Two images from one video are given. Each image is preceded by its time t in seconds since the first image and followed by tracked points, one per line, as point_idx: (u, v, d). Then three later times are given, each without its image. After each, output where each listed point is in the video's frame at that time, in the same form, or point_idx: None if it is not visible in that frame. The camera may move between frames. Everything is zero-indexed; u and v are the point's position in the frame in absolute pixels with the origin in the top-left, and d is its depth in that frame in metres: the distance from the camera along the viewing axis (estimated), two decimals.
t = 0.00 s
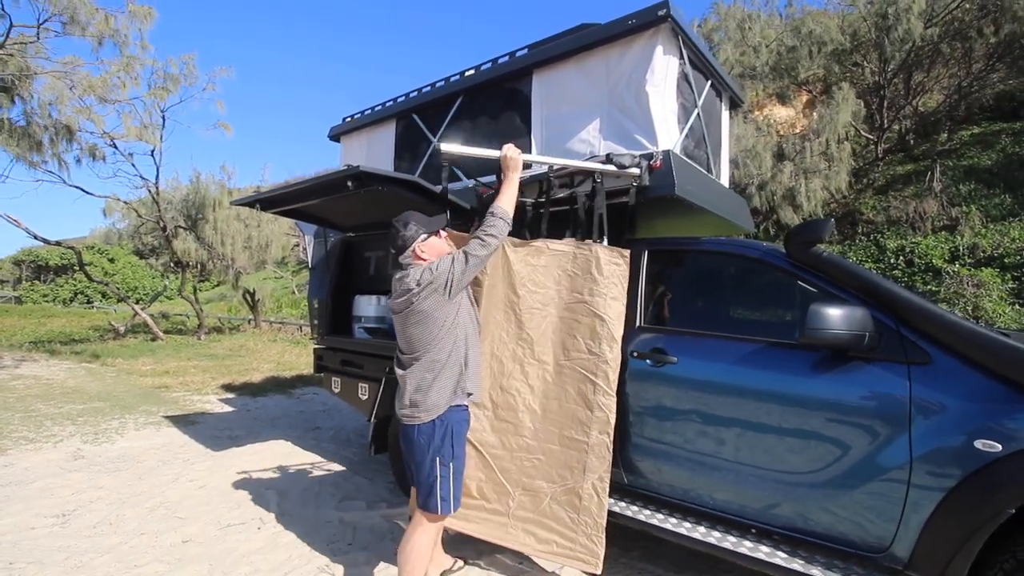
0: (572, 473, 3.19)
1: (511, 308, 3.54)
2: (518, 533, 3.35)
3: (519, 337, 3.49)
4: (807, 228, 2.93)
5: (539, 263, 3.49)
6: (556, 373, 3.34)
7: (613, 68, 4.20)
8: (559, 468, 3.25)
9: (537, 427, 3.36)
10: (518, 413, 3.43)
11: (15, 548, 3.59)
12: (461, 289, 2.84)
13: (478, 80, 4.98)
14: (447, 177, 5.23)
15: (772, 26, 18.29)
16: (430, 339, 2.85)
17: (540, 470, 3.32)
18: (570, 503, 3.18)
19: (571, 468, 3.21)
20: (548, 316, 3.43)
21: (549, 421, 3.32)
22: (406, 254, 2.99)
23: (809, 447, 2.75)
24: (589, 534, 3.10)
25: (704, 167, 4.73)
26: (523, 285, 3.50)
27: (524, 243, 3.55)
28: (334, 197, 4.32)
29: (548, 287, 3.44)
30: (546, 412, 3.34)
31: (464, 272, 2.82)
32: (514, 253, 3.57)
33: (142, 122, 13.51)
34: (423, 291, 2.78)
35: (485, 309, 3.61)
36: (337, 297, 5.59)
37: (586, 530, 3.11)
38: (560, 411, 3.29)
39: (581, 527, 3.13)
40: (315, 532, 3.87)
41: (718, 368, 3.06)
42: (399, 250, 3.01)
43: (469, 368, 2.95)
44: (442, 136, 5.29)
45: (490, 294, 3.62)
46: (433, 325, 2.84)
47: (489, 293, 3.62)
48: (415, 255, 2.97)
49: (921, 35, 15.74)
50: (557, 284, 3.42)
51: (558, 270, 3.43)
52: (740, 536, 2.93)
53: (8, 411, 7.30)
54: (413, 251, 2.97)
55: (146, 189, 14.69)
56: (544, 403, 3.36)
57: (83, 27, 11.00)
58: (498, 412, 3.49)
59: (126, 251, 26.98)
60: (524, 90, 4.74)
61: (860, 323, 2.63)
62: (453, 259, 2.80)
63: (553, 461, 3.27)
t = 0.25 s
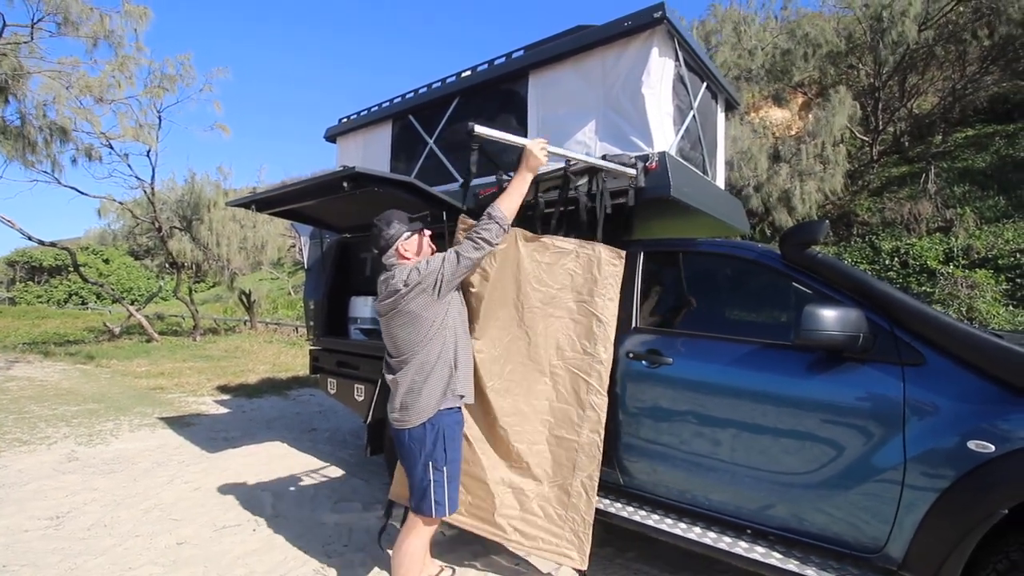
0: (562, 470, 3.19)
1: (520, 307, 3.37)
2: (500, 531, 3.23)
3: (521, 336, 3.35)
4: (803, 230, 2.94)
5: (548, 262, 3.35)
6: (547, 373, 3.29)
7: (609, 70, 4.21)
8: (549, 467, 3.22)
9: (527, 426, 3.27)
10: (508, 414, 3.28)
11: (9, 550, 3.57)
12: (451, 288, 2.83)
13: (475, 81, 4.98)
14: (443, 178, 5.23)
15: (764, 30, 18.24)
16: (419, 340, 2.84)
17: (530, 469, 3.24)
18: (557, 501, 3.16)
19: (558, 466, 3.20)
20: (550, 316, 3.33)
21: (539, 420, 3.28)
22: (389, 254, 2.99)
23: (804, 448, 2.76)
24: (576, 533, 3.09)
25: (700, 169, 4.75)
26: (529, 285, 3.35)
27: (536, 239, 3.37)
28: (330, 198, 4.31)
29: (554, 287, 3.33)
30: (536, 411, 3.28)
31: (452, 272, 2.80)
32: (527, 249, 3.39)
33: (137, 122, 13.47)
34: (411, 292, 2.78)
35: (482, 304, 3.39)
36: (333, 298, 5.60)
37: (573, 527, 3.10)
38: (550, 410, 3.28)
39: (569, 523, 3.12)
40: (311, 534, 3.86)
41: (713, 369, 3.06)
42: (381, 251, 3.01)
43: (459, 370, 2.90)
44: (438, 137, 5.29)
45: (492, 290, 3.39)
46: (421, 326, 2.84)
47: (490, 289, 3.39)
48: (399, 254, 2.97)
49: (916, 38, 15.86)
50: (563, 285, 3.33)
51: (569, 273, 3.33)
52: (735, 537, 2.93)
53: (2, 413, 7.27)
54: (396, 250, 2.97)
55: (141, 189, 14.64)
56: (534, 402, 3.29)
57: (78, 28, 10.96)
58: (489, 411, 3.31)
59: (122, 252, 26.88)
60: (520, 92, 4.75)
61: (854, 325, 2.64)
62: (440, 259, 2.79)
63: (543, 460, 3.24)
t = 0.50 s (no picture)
0: (561, 474, 3.10)
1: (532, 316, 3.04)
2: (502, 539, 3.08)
3: (528, 347, 3.02)
4: (802, 230, 2.93)
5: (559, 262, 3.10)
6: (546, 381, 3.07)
7: (609, 69, 4.21)
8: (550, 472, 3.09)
9: (525, 438, 3.00)
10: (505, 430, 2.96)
11: (8, 547, 3.57)
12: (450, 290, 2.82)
13: (474, 80, 4.98)
14: (443, 177, 5.22)
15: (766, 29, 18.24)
16: (412, 339, 2.84)
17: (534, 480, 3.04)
18: (556, 507, 3.08)
19: (556, 471, 3.10)
20: (554, 321, 3.10)
21: (536, 431, 3.04)
22: (390, 247, 2.99)
23: (802, 448, 2.76)
24: (578, 538, 3.02)
25: (699, 169, 4.75)
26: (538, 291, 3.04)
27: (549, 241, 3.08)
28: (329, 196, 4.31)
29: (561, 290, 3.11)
30: (533, 423, 3.03)
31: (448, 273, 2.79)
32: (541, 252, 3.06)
33: (138, 120, 13.47)
34: (405, 290, 2.80)
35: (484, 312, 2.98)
36: (332, 298, 5.59)
37: (575, 531, 3.04)
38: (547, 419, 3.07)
39: (570, 527, 3.06)
40: (310, 531, 3.86)
41: (712, 370, 3.06)
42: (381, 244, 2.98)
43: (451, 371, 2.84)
44: (437, 136, 5.29)
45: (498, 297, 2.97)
46: (415, 325, 2.84)
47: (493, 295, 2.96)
48: (399, 248, 2.98)
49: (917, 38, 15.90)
50: (569, 287, 3.14)
51: (575, 273, 3.16)
52: (733, 537, 2.93)
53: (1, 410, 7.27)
54: (397, 245, 2.97)
55: (141, 187, 14.63)
56: (531, 414, 3.02)
57: (77, 25, 10.95)
58: (487, 425, 3.01)
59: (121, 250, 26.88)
60: (519, 91, 4.74)
61: (854, 325, 2.63)
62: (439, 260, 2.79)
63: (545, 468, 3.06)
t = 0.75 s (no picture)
0: (583, 476, 3.03)
1: (547, 318, 3.00)
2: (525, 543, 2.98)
3: (550, 345, 3.00)
4: (809, 229, 2.91)
5: (571, 263, 3.08)
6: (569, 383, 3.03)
7: (615, 66, 4.20)
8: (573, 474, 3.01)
9: (550, 441, 2.98)
10: (525, 435, 2.90)
11: (17, 539, 3.59)
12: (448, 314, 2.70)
13: (480, 77, 4.98)
14: (448, 174, 5.22)
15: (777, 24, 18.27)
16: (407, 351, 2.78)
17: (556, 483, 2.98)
18: (578, 510, 3.00)
19: (579, 473, 3.03)
20: (575, 322, 3.08)
21: (564, 433, 3.01)
22: (402, 243, 2.93)
23: (807, 448, 2.75)
24: (603, 541, 2.94)
25: (706, 167, 4.73)
26: (552, 292, 3.01)
27: (558, 240, 3.05)
28: (335, 193, 4.30)
29: (578, 291, 3.10)
30: (561, 425, 3.00)
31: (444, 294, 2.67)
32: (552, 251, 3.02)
33: (145, 117, 13.53)
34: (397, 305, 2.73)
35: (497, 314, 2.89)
36: (338, 294, 5.60)
37: (600, 534, 2.95)
38: (571, 419, 3.03)
39: (596, 529, 2.97)
40: (315, 526, 3.88)
41: (717, 369, 3.05)
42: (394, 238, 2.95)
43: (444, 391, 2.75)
44: (443, 133, 5.29)
45: (511, 299, 2.92)
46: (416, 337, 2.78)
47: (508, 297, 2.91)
48: (411, 244, 2.93)
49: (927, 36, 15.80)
50: (586, 289, 3.13)
51: (593, 274, 3.16)
52: (738, 536, 2.92)
53: (9, 404, 7.32)
54: (411, 238, 2.93)
55: (148, 184, 14.69)
56: (556, 416, 3.00)
57: (85, 23, 11.00)
58: (505, 434, 2.87)
59: (128, 246, 27.02)
60: (525, 88, 4.74)
61: (861, 325, 2.62)
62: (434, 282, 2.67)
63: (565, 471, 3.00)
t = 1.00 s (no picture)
0: (603, 477, 2.93)
1: (562, 316, 2.84)
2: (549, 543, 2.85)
3: (566, 343, 2.85)
4: (813, 226, 2.90)
5: (581, 260, 2.91)
6: (587, 384, 2.91)
7: (619, 64, 4.18)
8: (592, 474, 2.90)
9: (570, 443, 2.85)
10: (544, 436, 2.76)
11: (23, 535, 3.61)
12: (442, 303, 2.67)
13: (483, 74, 4.97)
14: (451, 171, 5.21)
15: (780, 20, 18.19)
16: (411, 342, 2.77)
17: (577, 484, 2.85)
18: (600, 509, 2.91)
19: (601, 474, 2.93)
20: (590, 321, 2.95)
21: (584, 435, 2.90)
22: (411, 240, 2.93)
23: (812, 447, 2.74)
24: (626, 538, 2.88)
25: (711, 164, 4.71)
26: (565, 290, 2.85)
27: (569, 236, 2.88)
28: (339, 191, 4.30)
29: (591, 289, 2.95)
30: (581, 426, 2.88)
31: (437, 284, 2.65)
32: (563, 248, 2.86)
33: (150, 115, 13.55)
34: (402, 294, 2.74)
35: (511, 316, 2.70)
36: (341, 292, 5.61)
37: (624, 531, 2.90)
38: (592, 420, 2.91)
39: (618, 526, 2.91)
40: (319, 524, 3.88)
41: (721, 367, 3.04)
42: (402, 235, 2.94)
43: (444, 383, 2.67)
44: (447, 130, 5.28)
45: (525, 299, 2.73)
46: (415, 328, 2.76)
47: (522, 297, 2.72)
48: (420, 240, 2.91)
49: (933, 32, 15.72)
50: (599, 287, 3.00)
51: (605, 272, 3.02)
52: (741, 535, 2.91)
53: (16, 401, 7.36)
54: (418, 236, 2.91)
55: (153, 182, 14.73)
56: (576, 418, 2.87)
57: (90, 21, 11.02)
58: (524, 441, 2.72)
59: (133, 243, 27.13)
60: (529, 85, 4.72)
61: (866, 323, 2.60)
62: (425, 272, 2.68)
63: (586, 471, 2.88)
